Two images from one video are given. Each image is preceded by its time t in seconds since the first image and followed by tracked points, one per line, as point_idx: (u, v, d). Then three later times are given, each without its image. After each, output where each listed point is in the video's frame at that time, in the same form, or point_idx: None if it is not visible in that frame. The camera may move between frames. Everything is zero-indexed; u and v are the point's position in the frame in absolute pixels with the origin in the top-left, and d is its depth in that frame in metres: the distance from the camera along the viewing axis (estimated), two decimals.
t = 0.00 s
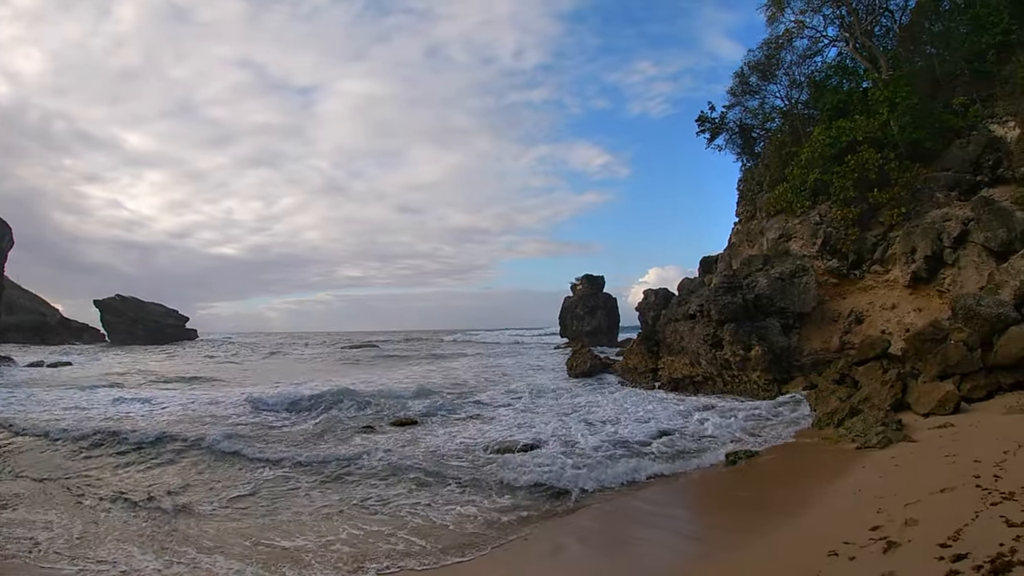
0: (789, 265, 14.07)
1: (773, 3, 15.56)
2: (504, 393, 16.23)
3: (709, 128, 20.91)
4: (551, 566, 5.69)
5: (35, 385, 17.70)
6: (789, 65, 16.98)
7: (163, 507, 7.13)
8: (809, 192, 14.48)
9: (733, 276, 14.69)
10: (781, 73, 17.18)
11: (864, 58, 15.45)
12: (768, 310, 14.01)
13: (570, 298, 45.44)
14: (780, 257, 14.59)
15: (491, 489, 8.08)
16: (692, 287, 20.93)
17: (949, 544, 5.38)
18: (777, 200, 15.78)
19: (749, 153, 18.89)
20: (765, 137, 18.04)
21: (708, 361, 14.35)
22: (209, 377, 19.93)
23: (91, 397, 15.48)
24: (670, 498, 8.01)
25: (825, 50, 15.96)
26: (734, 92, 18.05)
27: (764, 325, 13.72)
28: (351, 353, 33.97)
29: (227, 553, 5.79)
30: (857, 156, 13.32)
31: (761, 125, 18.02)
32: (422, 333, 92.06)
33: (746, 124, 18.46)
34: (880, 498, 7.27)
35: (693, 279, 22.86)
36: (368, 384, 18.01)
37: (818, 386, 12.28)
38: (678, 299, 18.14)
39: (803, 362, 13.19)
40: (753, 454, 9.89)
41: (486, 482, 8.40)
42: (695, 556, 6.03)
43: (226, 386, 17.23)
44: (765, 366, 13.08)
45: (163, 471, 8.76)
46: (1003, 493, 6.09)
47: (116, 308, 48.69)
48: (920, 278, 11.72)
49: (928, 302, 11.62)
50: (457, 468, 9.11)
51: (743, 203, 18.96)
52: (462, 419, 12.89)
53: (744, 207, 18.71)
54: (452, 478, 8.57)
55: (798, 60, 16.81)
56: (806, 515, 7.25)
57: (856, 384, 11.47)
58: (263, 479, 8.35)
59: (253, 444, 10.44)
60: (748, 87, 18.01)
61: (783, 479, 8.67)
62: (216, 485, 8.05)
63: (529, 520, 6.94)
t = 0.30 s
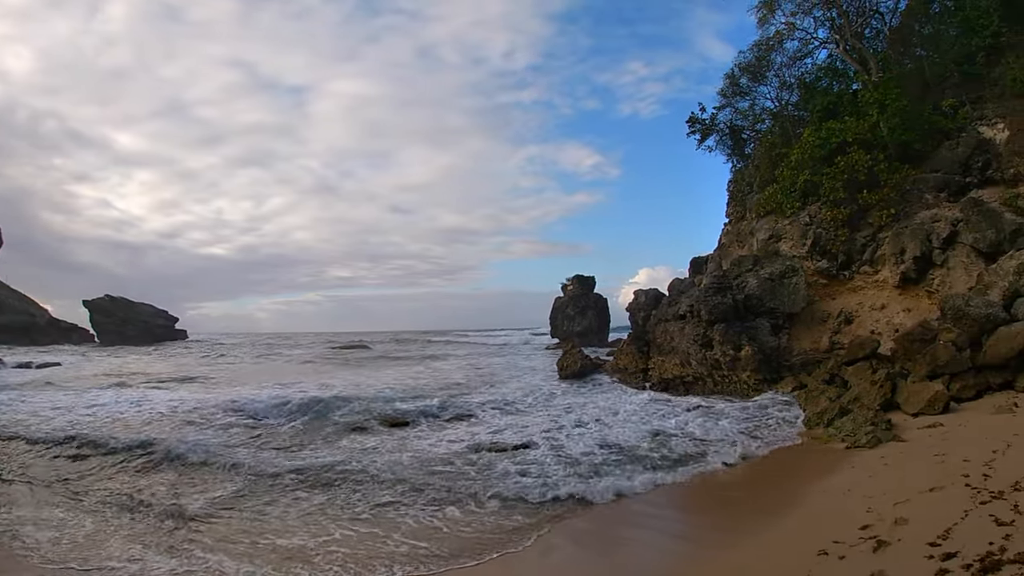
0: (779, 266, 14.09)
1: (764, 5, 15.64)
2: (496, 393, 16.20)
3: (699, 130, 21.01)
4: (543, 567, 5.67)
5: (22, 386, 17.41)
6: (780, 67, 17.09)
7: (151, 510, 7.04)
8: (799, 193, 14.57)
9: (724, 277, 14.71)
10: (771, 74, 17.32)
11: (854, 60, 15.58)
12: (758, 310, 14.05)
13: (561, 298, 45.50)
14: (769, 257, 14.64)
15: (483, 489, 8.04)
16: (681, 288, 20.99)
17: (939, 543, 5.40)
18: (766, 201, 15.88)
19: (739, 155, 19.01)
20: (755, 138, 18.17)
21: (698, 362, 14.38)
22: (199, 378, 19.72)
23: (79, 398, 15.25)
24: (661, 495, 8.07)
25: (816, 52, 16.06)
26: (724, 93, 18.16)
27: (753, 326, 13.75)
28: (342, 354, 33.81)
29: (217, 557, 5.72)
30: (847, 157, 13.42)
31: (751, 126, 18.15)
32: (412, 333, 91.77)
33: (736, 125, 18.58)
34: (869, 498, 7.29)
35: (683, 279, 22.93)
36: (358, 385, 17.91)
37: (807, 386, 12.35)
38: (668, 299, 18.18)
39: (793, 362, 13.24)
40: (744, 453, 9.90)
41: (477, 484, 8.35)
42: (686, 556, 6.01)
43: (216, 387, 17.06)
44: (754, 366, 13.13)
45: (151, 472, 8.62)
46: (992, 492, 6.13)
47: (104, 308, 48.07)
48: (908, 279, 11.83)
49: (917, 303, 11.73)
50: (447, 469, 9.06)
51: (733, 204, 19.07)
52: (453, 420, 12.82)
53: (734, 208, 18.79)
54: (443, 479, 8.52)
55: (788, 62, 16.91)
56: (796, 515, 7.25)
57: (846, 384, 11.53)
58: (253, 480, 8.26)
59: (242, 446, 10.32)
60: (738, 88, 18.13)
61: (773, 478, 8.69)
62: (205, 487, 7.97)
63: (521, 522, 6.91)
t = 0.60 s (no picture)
0: (773, 266, 14.12)
1: (759, 6, 15.69)
2: (491, 394, 16.17)
3: (694, 130, 21.06)
4: (539, 566, 5.68)
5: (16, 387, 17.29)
6: (774, 67, 17.16)
7: (146, 511, 7.00)
8: (793, 194, 14.62)
9: (718, 277, 14.73)
10: (766, 75, 17.39)
11: (849, 61, 15.65)
12: (753, 310, 14.09)
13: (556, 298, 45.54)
14: (763, 257, 14.68)
15: (479, 489, 8.02)
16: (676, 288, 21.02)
17: (933, 542, 5.41)
18: (760, 201, 15.93)
19: (733, 155, 19.07)
20: (749, 139, 18.25)
21: (693, 361, 14.41)
22: (195, 378, 19.63)
23: (73, 399, 15.15)
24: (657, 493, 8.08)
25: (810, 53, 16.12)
26: (719, 94, 18.22)
27: (748, 325, 13.80)
28: (337, 354, 33.72)
29: (213, 558, 5.69)
30: (841, 157, 13.48)
31: (745, 126, 18.23)
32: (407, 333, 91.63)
33: (730, 125, 18.65)
34: (863, 497, 7.29)
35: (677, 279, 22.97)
36: (353, 385, 17.86)
37: (801, 385, 12.38)
38: (663, 299, 18.20)
39: (788, 361, 13.27)
40: (739, 451, 9.92)
41: (473, 485, 8.33)
42: (682, 556, 6.00)
43: (211, 388, 16.98)
44: (749, 365, 13.17)
45: (145, 470, 8.55)
46: (986, 491, 6.16)
47: (98, 308, 47.79)
48: (902, 279, 11.89)
49: (911, 302, 11.79)
50: (443, 470, 9.03)
51: (727, 204, 19.12)
52: (448, 420, 12.80)
53: (729, 208, 18.84)
54: (439, 479, 8.50)
55: (783, 62, 16.97)
56: (790, 514, 7.24)
57: (840, 383, 11.57)
58: (248, 480, 8.21)
59: (237, 446, 10.27)
60: (732, 88, 18.19)
61: (768, 478, 8.69)
62: (200, 487, 7.93)
63: (518, 522, 6.88)
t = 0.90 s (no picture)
0: (769, 266, 14.14)
1: (755, 6, 15.72)
2: (488, 394, 16.15)
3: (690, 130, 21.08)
4: (538, 566, 5.67)
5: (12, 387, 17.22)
6: (770, 68, 17.18)
7: (142, 515, 6.98)
8: (790, 194, 14.66)
9: (715, 277, 14.74)
10: (762, 76, 17.42)
11: (845, 62, 15.69)
12: (749, 310, 14.10)
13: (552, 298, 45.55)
14: (759, 257, 14.71)
15: (475, 491, 8.00)
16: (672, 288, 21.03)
17: (929, 542, 5.42)
18: (756, 202, 15.96)
19: (729, 156, 19.10)
20: (746, 139, 18.30)
21: (689, 362, 14.41)
22: (191, 378, 19.59)
23: (69, 399, 15.08)
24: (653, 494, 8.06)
25: (806, 53, 16.16)
26: (715, 94, 18.26)
27: (744, 326, 13.83)
28: (334, 354, 33.65)
29: (207, 562, 5.66)
30: (837, 158, 13.52)
31: (742, 127, 18.28)
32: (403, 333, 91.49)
33: (727, 126, 18.68)
34: (859, 496, 7.30)
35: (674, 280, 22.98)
36: (349, 385, 17.80)
37: (797, 385, 12.40)
38: (659, 300, 18.21)
39: (784, 361, 13.29)
40: (734, 452, 9.92)
41: (470, 486, 8.31)
42: (679, 555, 5.99)
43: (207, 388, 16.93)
44: (745, 366, 13.19)
45: (143, 469, 8.58)
46: (982, 491, 6.17)
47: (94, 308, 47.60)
48: (898, 279, 11.92)
49: (907, 303, 11.82)
50: (440, 471, 9.01)
51: (724, 204, 19.14)
52: (445, 420, 12.77)
53: (725, 209, 18.86)
54: (435, 481, 8.48)
55: (779, 63, 16.99)
56: (787, 514, 7.24)
57: (837, 383, 11.60)
58: (243, 482, 8.18)
59: (232, 448, 10.22)
60: (729, 89, 18.23)
61: (764, 478, 8.69)
62: (195, 489, 7.90)
63: (514, 522, 6.87)
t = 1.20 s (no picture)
0: (767, 268, 14.16)
1: (754, 8, 15.75)
2: (486, 396, 16.13)
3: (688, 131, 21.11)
4: (537, 568, 5.67)
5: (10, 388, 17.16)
6: (768, 70, 17.22)
7: (140, 516, 6.96)
8: (787, 196, 14.67)
9: (713, 279, 14.74)
10: (760, 77, 17.44)
11: (843, 64, 15.72)
12: (747, 312, 14.11)
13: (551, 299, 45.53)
14: (757, 259, 14.73)
15: (473, 493, 7.99)
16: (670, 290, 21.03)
17: (926, 543, 5.42)
18: (754, 204, 15.98)
19: (727, 157, 19.12)
20: (744, 141, 18.34)
21: (687, 363, 14.40)
22: (190, 379, 19.56)
23: (67, 400, 15.04)
24: (652, 496, 8.05)
25: (804, 55, 16.19)
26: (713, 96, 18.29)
27: (742, 327, 13.82)
28: (332, 356, 33.60)
29: (205, 563, 5.65)
30: (835, 160, 13.54)
31: (740, 129, 18.32)
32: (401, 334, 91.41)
33: (725, 128, 18.70)
34: (856, 497, 7.31)
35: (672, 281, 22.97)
36: (347, 387, 17.76)
37: (795, 387, 12.40)
38: (657, 301, 18.22)
39: (782, 363, 13.30)
40: (732, 453, 9.92)
41: (468, 488, 8.30)
42: (677, 556, 5.99)
43: (206, 389, 16.89)
44: (743, 367, 13.18)
45: (139, 470, 8.54)
46: (979, 492, 6.18)
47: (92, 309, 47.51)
48: (896, 281, 11.94)
49: (905, 305, 11.84)
50: (438, 473, 8.98)
51: (721, 206, 19.15)
52: (443, 421, 12.74)
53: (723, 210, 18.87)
54: (433, 483, 8.45)
55: (777, 65, 17.02)
56: (785, 515, 7.24)
57: (834, 385, 11.60)
58: (241, 484, 8.16)
59: (229, 449, 10.19)
60: (727, 91, 18.26)
61: (762, 479, 8.68)
62: (192, 490, 7.87)
63: (512, 524, 6.85)
